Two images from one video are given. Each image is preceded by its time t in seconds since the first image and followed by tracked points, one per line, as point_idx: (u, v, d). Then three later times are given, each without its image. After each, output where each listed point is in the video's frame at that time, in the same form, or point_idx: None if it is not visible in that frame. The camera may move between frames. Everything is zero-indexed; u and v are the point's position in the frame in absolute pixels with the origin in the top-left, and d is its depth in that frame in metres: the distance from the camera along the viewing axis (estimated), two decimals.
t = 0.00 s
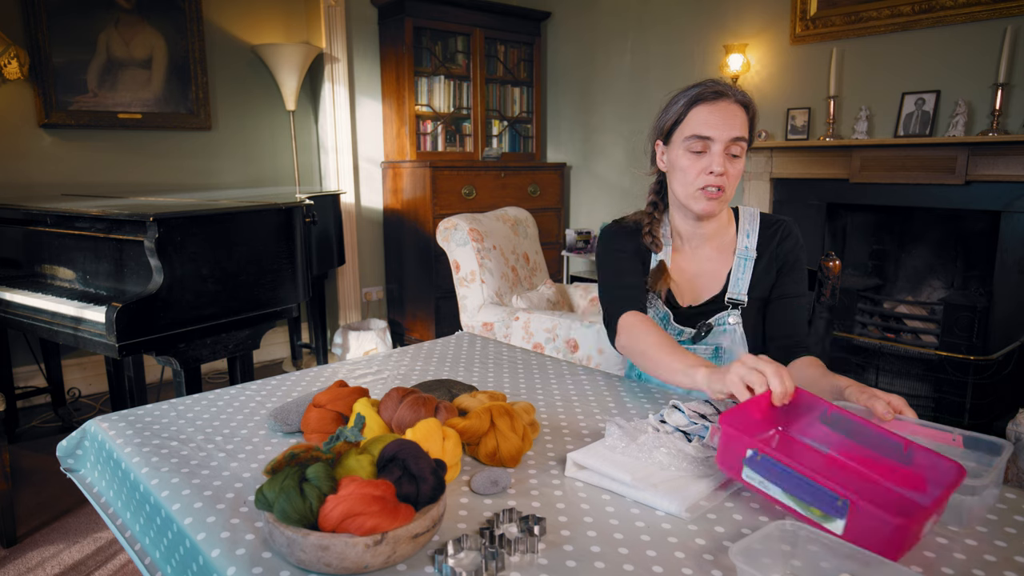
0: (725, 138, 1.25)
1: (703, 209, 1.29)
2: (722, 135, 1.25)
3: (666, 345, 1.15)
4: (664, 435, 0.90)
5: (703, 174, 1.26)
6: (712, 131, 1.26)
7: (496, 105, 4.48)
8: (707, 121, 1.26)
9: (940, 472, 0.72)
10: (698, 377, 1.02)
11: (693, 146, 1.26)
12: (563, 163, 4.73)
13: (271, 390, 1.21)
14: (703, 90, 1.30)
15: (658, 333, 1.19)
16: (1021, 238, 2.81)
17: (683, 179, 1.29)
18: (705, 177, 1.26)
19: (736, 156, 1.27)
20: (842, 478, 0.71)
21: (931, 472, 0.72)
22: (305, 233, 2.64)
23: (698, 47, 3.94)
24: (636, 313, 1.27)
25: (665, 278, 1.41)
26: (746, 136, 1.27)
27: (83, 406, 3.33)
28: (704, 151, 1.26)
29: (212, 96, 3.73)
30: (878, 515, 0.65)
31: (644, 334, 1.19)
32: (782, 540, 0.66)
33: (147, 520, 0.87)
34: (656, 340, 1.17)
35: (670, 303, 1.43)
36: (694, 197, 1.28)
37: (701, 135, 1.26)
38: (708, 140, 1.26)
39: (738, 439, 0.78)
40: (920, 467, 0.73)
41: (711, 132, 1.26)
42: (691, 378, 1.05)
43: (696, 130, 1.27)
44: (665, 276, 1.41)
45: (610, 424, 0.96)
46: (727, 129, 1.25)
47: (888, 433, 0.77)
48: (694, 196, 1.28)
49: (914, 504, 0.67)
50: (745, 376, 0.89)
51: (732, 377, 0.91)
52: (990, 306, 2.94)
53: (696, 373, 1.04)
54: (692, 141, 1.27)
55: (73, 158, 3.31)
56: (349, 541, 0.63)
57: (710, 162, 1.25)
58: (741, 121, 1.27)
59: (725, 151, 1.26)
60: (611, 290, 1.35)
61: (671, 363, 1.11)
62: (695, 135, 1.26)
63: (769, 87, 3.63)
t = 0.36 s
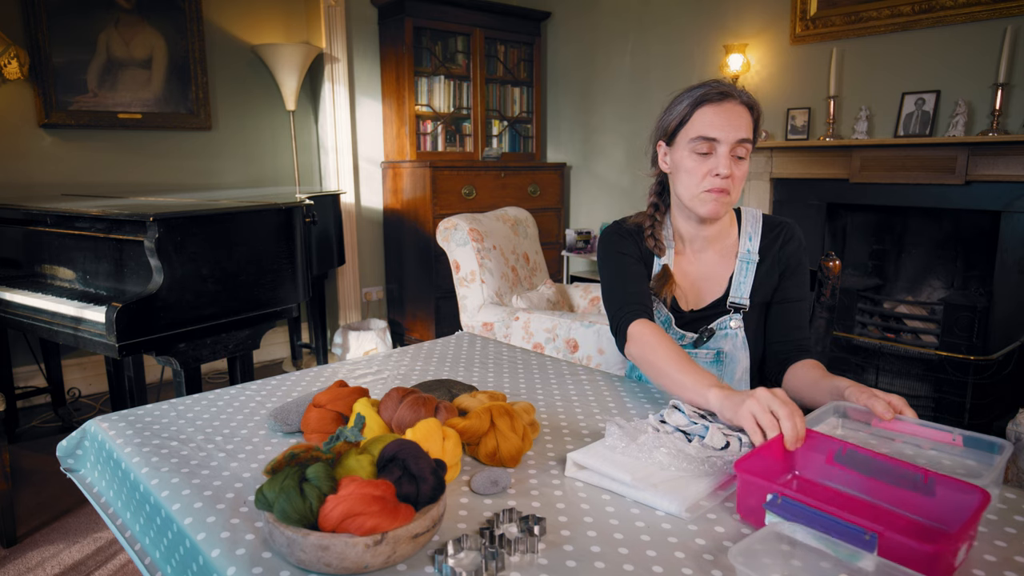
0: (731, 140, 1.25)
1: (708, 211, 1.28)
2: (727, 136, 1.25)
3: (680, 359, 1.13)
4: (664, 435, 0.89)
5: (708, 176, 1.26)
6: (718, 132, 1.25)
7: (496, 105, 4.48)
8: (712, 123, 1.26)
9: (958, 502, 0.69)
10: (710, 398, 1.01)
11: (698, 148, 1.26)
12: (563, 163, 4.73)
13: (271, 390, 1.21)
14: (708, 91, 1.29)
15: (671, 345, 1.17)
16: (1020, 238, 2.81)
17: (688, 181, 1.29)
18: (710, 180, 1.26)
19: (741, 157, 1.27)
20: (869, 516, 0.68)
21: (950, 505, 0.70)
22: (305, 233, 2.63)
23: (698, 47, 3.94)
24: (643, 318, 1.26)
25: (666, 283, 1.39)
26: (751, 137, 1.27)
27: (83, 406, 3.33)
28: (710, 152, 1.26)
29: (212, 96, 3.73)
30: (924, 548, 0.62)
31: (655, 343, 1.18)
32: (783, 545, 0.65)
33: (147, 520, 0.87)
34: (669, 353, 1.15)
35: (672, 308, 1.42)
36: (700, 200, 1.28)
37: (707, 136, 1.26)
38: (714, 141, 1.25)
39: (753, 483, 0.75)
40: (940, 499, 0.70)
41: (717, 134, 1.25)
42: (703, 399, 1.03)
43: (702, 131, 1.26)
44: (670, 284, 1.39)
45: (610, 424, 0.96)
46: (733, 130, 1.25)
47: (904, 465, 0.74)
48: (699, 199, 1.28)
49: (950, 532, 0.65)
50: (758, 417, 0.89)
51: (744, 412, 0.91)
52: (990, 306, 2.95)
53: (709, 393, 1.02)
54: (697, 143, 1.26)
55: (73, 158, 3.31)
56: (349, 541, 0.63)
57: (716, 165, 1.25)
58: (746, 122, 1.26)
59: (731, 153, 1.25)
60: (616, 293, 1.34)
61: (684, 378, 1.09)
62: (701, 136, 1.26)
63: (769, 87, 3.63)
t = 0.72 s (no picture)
0: (730, 138, 1.25)
1: (707, 211, 1.29)
2: (727, 135, 1.25)
3: (682, 360, 1.13)
4: (664, 436, 0.89)
5: (708, 175, 1.26)
6: (717, 131, 1.25)
7: (496, 105, 4.48)
8: (711, 121, 1.26)
9: (958, 503, 0.69)
10: (713, 399, 1.01)
11: (697, 147, 1.26)
12: (563, 163, 4.73)
13: (271, 390, 1.21)
14: (707, 91, 1.29)
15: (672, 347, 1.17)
16: (1020, 238, 2.81)
17: (688, 181, 1.29)
18: (709, 179, 1.26)
19: (740, 156, 1.27)
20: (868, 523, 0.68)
21: (950, 506, 0.70)
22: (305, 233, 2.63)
23: (698, 47, 3.94)
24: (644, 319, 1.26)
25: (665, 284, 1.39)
26: (750, 136, 1.27)
27: (83, 406, 3.33)
28: (709, 151, 1.26)
29: (212, 96, 3.73)
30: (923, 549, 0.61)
31: (656, 344, 1.18)
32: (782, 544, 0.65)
33: (147, 520, 0.87)
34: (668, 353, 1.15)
35: (672, 308, 1.42)
36: (700, 199, 1.28)
37: (706, 135, 1.26)
38: (713, 140, 1.25)
39: (753, 490, 0.74)
40: (939, 500, 0.70)
41: (716, 133, 1.25)
42: (705, 400, 1.03)
43: (701, 130, 1.26)
44: (670, 286, 1.38)
45: (610, 424, 0.96)
46: (731, 129, 1.25)
47: (901, 470, 0.74)
48: (699, 199, 1.28)
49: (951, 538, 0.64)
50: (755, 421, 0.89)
51: (742, 415, 0.91)
52: (990, 306, 2.95)
53: (711, 394, 1.02)
54: (696, 142, 1.26)
55: (73, 158, 3.31)
56: (349, 541, 0.63)
57: (715, 163, 1.25)
58: (745, 121, 1.27)
59: (730, 152, 1.26)
60: (615, 295, 1.34)
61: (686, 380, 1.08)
62: (700, 135, 1.26)
63: (769, 87, 3.63)
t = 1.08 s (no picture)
0: (729, 136, 1.25)
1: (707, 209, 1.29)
2: (725, 132, 1.25)
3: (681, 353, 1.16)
4: (665, 435, 0.90)
5: (707, 173, 1.26)
6: (716, 129, 1.25)
7: (496, 105, 4.48)
8: (710, 119, 1.26)
9: (955, 503, 0.70)
10: (717, 377, 1.05)
11: (696, 145, 1.26)
12: (563, 163, 4.73)
13: (271, 390, 1.21)
14: (706, 89, 1.30)
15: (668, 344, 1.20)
16: (1020, 238, 2.82)
17: (688, 179, 1.29)
18: (708, 177, 1.27)
19: (739, 154, 1.27)
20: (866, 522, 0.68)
21: (948, 506, 0.70)
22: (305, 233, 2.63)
23: (698, 48, 3.94)
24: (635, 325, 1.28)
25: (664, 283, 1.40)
26: (749, 134, 1.27)
27: (83, 406, 3.33)
28: (708, 149, 1.26)
29: (212, 96, 3.73)
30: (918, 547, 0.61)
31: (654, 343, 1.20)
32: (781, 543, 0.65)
33: (147, 520, 0.87)
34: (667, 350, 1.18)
35: (670, 307, 1.43)
36: (699, 197, 1.28)
37: (705, 132, 1.26)
38: (712, 137, 1.26)
39: (751, 489, 0.74)
40: (937, 500, 0.71)
41: (715, 130, 1.25)
42: (710, 380, 1.07)
43: (699, 128, 1.27)
44: (664, 285, 1.39)
45: (610, 424, 0.96)
46: (731, 126, 1.25)
47: (900, 469, 0.74)
48: (699, 197, 1.28)
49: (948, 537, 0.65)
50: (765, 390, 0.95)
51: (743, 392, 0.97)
52: (990, 306, 2.95)
53: (714, 373, 1.06)
54: (695, 140, 1.27)
55: (73, 158, 3.31)
56: (349, 541, 0.63)
57: (714, 161, 1.25)
58: (744, 119, 1.27)
59: (729, 150, 1.26)
60: (612, 301, 1.34)
61: (686, 370, 1.11)
62: (699, 133, 1.26)
63: (769, 87, 3.63)
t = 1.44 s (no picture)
0: (726, 134, 1.25)
1: (701, 207, 1.28)
2: (722, 130, 1.25)
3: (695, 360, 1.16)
4: (665, 435, 0.90)
5: (703, 170, 1.26)
6: (714, 126, 1.26)
7: (496, 105, 4.48)
8: (708, 117, 1.26)
9: (955, 503, 0.70)
10: (731, 381, 1.07)
11: (693, 142, 1.27)
12: (563, 163, 4.73)
13: (271, 390, 1.21)
14: (705, 87, 1.30)
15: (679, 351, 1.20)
16: (1020, 238, 2.82)
17: (684, 176, 1.29)
18: (704, 174, 1.27)
19: (736, 153, 1.27)
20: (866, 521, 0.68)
21: (948, 506, 0.70)
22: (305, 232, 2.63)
23: (698, 48, 3.94)
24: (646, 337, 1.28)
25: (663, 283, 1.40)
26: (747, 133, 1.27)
27: (83, 406, 3.33)
28: (705, 146, 1.26)
29: (212, 96, 3.73)
30: (920, 547, 0.61)
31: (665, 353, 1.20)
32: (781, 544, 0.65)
33: (147, 520, 0.87)
34: (681, 358, 1.18)
35: (670, 306, 1.42)
36: (694, 194, 1.28)
37: (701, 129, 1.26)
38: (709, 134, 1.26)
39: (750, 489, 0.74)
40: (937, 499, 0.71)
41: (713, 128, 1.26)
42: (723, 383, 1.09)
43: (697, 125, 1.27)
44: (658, 283, 1.37)
45: (610, 424, 0.96)
46: (728, 124, 1.26)
47: (900, 470, 0.74)
48: (693, 194, 1.28)
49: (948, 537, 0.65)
50: (774, 400, 0.98)
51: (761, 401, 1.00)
52: (990, 306, 2.96)
53: (728, 376, 1.08)
54: (692, 137, 1.27)
55: (73, 158, 3.31)
56: (349, 541, 0.63)
57: (710, 159, 1.26)
58: (742, 117, 1.27)
59: (726, 147, 1.26)
60: (613, 310, 1.37)
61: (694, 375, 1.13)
62: (697, 130, 1.27)
63: (769, 87, 3.63)
